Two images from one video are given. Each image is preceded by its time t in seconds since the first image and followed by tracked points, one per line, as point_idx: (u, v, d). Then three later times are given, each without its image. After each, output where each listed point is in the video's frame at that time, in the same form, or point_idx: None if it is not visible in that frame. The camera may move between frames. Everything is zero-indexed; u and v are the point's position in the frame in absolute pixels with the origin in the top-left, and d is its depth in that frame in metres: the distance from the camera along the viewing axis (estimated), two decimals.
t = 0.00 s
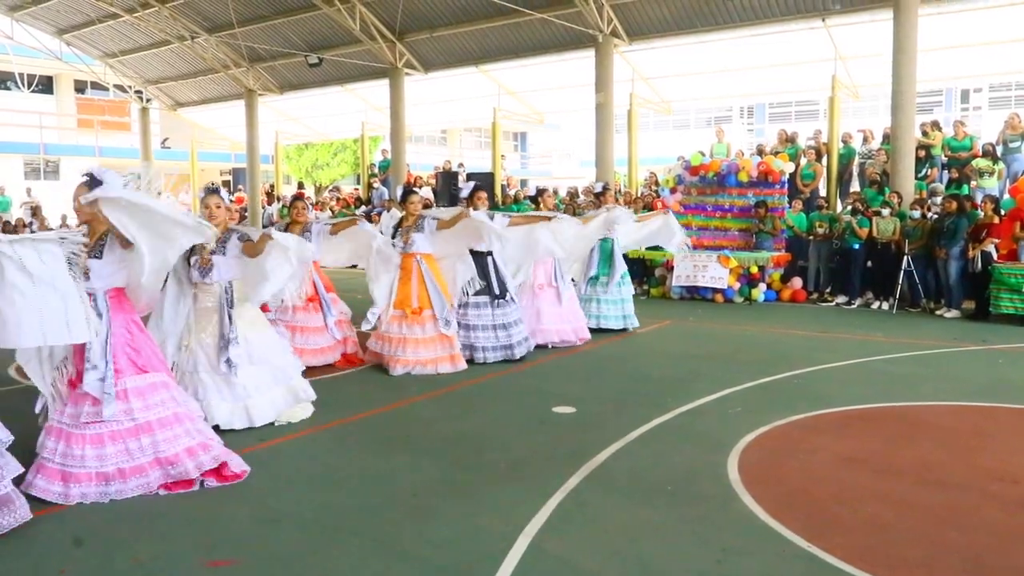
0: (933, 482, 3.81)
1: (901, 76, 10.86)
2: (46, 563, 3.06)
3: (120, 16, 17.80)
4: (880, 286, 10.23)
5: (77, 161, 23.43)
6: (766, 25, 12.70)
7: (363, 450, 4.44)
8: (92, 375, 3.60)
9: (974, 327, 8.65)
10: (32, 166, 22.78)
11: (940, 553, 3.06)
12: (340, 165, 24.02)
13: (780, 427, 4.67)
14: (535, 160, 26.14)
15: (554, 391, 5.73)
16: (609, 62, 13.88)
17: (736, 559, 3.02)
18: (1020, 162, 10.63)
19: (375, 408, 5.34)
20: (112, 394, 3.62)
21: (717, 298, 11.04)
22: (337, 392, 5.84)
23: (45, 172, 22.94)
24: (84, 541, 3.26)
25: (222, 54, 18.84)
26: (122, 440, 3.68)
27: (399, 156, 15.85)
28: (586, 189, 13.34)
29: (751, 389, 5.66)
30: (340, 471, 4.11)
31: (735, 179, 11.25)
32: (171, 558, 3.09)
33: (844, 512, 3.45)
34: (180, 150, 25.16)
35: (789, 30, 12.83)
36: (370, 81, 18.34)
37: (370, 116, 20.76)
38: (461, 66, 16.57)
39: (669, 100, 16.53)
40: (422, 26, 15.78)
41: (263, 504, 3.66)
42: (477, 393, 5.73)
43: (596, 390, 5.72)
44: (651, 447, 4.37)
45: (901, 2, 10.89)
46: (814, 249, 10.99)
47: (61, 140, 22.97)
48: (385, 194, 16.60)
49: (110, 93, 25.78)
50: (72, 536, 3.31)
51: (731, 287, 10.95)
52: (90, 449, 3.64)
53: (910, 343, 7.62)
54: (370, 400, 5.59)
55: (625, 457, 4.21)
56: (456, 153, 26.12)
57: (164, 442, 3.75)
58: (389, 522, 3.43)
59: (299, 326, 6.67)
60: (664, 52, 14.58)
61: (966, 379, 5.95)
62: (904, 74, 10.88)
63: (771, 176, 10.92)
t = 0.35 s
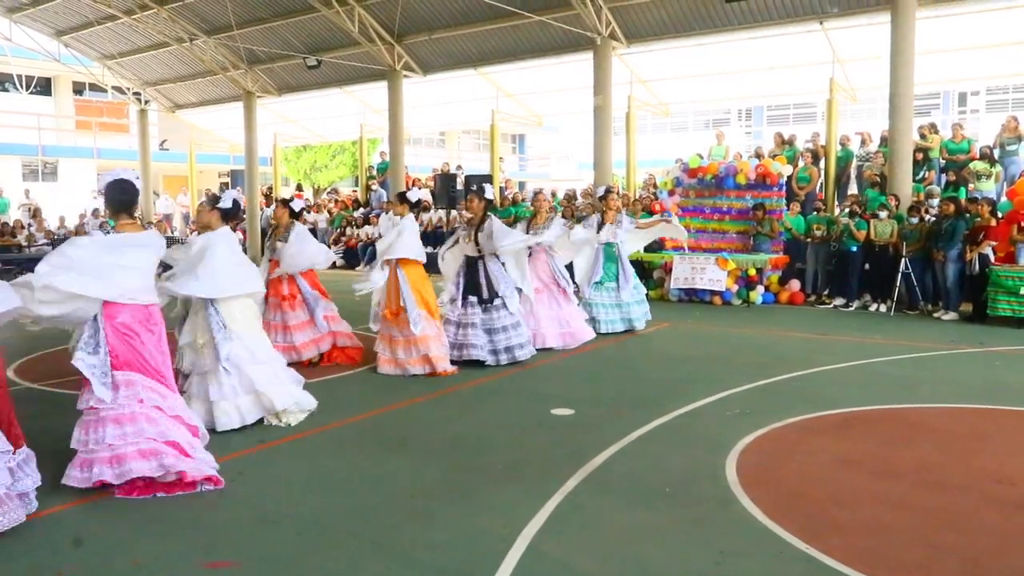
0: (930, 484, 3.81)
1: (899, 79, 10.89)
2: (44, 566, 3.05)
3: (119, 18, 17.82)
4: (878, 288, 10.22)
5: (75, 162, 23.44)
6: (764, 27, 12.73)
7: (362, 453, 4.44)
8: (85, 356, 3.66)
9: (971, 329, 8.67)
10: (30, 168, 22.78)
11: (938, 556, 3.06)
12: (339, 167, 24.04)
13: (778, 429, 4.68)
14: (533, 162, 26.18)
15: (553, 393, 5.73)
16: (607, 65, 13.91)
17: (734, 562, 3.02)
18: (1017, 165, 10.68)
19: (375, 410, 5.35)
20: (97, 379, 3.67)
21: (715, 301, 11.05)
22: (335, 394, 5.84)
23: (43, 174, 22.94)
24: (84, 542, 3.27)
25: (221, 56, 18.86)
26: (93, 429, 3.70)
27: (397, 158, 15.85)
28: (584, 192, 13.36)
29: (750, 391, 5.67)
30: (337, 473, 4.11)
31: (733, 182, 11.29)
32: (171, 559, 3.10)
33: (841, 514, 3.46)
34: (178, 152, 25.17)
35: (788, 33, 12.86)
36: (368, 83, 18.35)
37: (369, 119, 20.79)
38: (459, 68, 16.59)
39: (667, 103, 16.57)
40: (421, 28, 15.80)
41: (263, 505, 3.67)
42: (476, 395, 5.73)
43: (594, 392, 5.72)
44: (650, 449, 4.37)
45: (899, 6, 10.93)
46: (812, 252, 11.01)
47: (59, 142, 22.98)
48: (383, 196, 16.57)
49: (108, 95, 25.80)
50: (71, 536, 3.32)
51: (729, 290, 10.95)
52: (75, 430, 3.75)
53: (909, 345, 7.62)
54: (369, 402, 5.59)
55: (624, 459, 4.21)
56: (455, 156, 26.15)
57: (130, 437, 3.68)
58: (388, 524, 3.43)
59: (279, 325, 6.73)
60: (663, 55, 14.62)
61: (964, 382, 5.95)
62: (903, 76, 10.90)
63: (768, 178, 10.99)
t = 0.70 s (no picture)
0: (931, 487, 3.82)
1: (901, 82, 10.90)
2: (45, 566, 3.06)
3: (121, 20, 17.85)
4: (880, 292, 10.29)
5: (77, 163, 23.46)
6: (766, 30, 12.74)
7: (365, 454, 4.45)
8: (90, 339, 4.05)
9: (972, 332, 8.67)
10: (32, 169, 22.81)
11: (940, 558, 3.06)
12: (341, 169, 24.04)
13: (780, 432, 4.68)
14: (535, 164, 26.20)
15: (554, 396, 5.73)
16: (609, 67, 13.92)
17: (736, 564, 3.02)
18: (1019, 169, 10.67)
19: (377, 412, 5.35)
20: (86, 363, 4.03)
21: (716, 304, 11.05)
22: (337, 395, 5.85)
23: (45, 175, 22.98)
24: (82, 543, 3.28)
25: (223, 58, 18.88)
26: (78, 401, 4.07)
27: (399, 160, 15.84)
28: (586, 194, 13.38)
29: (752, 394, 5.67)
30: (340, 475, 4.11)
31: (734, 185, 11.32)
32: (172, 559, 3.11)
33: (842, 517, 3.46)
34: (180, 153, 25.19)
35: (790, 36, 12.86)
36: (370, 85, 18.35)
37: (371, 120, 20.82)
38: (461, 70, 16.59)
39: (669, 105, 16.58)
40: (423, 30, 15.81)
41: (264, 506, 3.68)
42: (477, 397, 5.74)
43: (596, 395, 5.72)
44: (651, 451, 4.38)
45: (901, 9, 10.95)
46: (814, 255, 10.99)
47: (61, 143, 23.03)
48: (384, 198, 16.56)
49: (110, 96, 25.84)
50: (70, 537, 3.33)
51: (730, 293, 10.95)
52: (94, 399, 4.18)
53: (911, 348, 7.62)
54: (371, 404, 5.60)
55: (626, 461, 4.21)
56: (456, 157, 26.15)
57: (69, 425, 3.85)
58: (390, 526, 3.44)
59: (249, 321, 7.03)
60: (665, 57, 14.62)
61: (966, 385, 5.96)
62: (904, 79, 10.92)
63: (770, 181, 10.97)
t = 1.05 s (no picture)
0: (935, 492, 3.81)
1: (906, 87, 10.91)
2: (48, 567, 3.06)
3: (126, 22, 17.90)
4: (883, 297, 10.25)
5: (82, 165, 23.51)
6: (770, 34, 12.74)
7: (368, 457, 4.45)
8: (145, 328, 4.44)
9: (977, 337, 8.65)
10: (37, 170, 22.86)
11: (946, 564, 3.05)
12: (345, 172, 24.07)
13: (784, 436, 4.68)
14: (538, 167, 26.25)
15: (557, 399, 5.72)
16: (613, 71, 13.92)
17: (740, 569, 3.01)
18: None
19: (379, 415, 5.35)
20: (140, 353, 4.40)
21: (720, 307, 11.04)
22: (340, 398, 5.85)
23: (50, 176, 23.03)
24: (82, 543, 3.28)
25: (228, 60, 18.91)
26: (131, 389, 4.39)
27: (402, 162, 15.84)
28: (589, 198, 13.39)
29: (755, 398, 5.66)
30: (342, 477, 4.11)
31: (738, 189, 11.29)
32: (174, 561, 3.11)
33: (845, 522, 3.45)
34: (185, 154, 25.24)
35: (794, 40, 12.86)
36: (374, 87, 18.37)
37: (375, 123, 20.86)
38: (465, 73, 16.62)
39: (673, 109, 16.60)
40: (428, 33, 15.83)
41: (265, 508, 3.68)
42: (480, 400, 5.74)
43: (599, 398, 5.72)
44: (655, 455, 4.37)
45: (906, 14, 10.94)
46: (817, 259, 10.99)
47: (66, 144, 23.09)
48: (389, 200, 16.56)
49: (115, 98, 25.91)
50: (70, 537, 3.34)
51: (734, 296, 10.95)
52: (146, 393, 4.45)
53: (915, 353, 7.61)
54: (373, 406, 5.60)
55: (629, 465, 4.21)
56: (460, 160, 26.19)
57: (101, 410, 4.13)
58: (393, 529, 3.43)
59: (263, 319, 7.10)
60: (669, 61, 14.63)
61: (970, 390, 5.95)
62: (908, 84, 10.92)
63: (774, 185, 10.97)
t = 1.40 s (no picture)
0: (942, 501, 3.79)
1: (913, 95, 10.89)
2: (53, 567, 3.06)
3: (136, 23, 17.97)
4: (889, 304, 10.22)
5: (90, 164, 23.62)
6: (778, 41, 12.74)
7: (373, 458, 4.45)
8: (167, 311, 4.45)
9: (983, 346, 8.61)
10: (45, 169, 22.95)
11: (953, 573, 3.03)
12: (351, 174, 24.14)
13: (790, 442, 4.67)
14: (545, 171, 26.27)
15: (562, 403, 5.71)
16: (621, 76, 13.93)
17: None
18: None
19: (385, 417, 5.36)
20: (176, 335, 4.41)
21: (726, 314, 11.03)
22: (345, 399, 5.86)
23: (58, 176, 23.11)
24: (84, 542, 3.29)
25: (237, 62, 18.97)
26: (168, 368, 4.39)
27: (409, 165, 15.89)
28: (595, 202, 13.41)
29: (761, 404, 5.65)
30: (348, 479, 4.11)
31: (745, 195, 11.33)
32: (178, 561, 3.11)
33: (851, 530, 3.43)
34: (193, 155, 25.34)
35: (802, 47, 12.86)
36: (382, 90, 18.42)
37: (383, 125, 20.91)
38: (473, 77, 16.66)
39: (680, 114, 16.61)
40: (436, 37, 15.88)
41: (268, 509, 3.68)
42: (486, 403, 5.74)
43: (604, 403, 5.71)
44: (659, 460, 4.37)
45: (913, 21, 10.91)
46: (824, 266, 10.98)
47: (75, 144, 23.25)
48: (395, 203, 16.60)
49: (123, 98, 26.03)
50: (72, 537, 3.35)
51: (740, 303, 10.92)
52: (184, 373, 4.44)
53: (921, 361, 7.58)
54: (379, 408, 5.62)
55: (635, 470, 4.20)
56: (467, 163, 26.23)
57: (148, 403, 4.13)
58: (396, 531, 3.43)
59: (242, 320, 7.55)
60: (676, 67, 14.64)
61: (977, 399, 5.92)
62: (916, 91, 10.90)
63: (781, 192, 11.01)
